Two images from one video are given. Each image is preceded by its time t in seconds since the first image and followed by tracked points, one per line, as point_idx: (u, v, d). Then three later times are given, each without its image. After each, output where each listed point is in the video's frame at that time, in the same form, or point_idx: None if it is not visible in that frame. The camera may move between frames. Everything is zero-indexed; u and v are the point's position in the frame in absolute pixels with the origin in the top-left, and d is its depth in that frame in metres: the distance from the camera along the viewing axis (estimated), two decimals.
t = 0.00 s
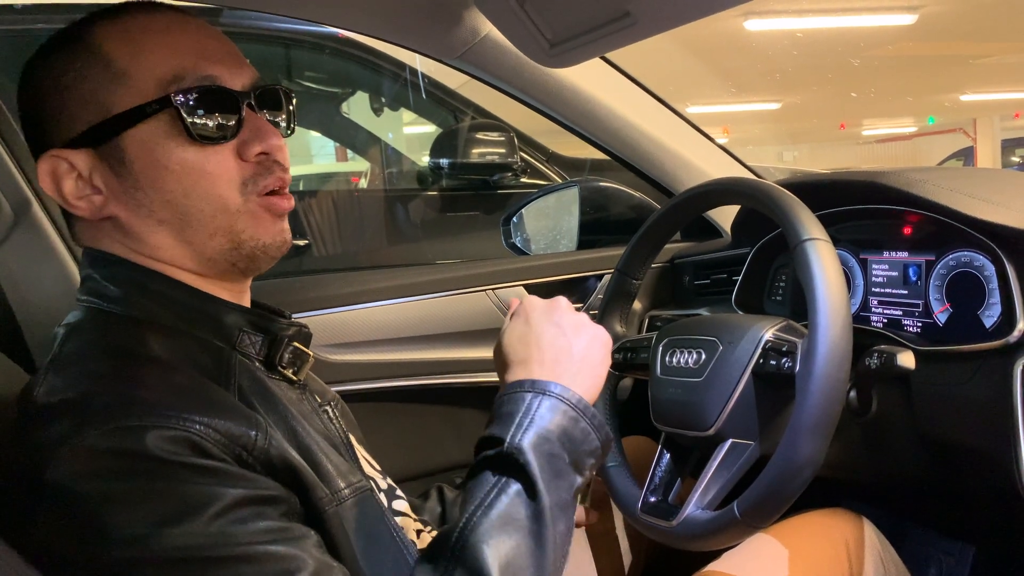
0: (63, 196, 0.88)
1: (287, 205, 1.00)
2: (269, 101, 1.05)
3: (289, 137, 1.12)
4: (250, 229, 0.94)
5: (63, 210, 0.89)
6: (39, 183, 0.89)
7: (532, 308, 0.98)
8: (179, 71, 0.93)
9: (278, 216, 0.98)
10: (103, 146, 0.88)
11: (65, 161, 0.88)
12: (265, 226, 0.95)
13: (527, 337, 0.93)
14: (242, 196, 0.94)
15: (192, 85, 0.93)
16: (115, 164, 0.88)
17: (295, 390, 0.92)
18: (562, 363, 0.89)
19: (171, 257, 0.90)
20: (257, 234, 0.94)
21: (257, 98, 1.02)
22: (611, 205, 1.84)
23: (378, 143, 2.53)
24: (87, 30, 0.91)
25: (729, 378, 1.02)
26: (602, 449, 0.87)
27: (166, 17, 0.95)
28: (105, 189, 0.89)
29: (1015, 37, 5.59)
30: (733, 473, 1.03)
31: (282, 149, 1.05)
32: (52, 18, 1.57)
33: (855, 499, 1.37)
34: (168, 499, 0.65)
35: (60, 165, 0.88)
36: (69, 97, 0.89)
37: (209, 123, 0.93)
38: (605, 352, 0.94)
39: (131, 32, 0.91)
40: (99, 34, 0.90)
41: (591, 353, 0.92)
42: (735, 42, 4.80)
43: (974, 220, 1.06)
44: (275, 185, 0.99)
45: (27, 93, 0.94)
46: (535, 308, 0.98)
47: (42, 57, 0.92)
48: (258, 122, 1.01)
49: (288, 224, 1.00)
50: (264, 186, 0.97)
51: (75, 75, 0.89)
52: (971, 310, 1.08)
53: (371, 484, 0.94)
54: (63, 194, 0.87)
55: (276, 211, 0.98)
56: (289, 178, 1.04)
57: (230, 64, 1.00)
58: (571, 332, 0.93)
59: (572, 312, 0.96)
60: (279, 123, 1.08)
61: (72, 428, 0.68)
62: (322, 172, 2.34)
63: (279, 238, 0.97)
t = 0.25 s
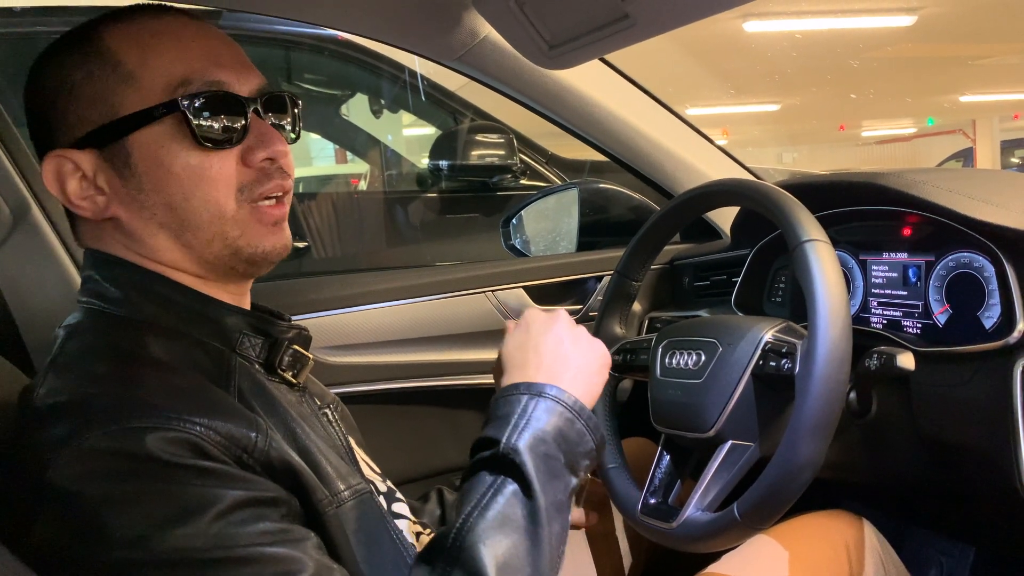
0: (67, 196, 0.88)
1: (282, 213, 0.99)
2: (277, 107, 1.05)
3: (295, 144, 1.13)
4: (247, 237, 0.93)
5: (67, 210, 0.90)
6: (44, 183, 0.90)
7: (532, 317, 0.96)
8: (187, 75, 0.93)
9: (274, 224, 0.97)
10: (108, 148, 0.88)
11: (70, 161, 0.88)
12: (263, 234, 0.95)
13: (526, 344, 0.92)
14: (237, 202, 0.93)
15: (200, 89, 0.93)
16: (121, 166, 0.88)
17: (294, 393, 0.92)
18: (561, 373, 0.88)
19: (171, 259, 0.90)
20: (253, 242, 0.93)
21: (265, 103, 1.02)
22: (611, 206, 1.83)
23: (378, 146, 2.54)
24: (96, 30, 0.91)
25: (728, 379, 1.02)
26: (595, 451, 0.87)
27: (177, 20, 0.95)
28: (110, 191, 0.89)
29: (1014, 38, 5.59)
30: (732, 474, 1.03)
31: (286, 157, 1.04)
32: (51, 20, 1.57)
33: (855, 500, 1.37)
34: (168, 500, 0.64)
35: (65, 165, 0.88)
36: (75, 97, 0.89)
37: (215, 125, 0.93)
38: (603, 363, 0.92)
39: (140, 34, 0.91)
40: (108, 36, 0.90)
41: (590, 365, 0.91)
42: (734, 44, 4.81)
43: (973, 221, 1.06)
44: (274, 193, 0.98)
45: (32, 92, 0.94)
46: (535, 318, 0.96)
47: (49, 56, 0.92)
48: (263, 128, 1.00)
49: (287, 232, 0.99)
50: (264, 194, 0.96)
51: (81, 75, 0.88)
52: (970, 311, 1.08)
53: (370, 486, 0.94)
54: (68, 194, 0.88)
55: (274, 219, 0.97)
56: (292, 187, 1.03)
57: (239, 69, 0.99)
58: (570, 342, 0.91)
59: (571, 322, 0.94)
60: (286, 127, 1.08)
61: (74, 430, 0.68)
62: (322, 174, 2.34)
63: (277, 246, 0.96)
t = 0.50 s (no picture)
0: (68, 196, 0.88)
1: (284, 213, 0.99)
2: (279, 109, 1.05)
3: (299, 146, 1.13)
4: (247, 239, 0.93)
5: (68, 209, 0.90)
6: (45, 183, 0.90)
7: (525, 318, 0.96)
8: (190, 76, 0.92)
9: (275, 225, 0.97)
10: (109, 148, 0.88)
11: (71, 161, 0.88)
12: (264, 236, 0.95)
13: (521, 345, 0.92)
14: (237, 206, 0.92)
15: (201, 91, 0.93)
16: (122, 167, 0.88)
17: (295, 394, 0.92)
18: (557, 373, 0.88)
19: (170, 261, 0.90)
20: (253, 244, 0.93)
21: (267, 106, 1.02)
22: (610, 207, 1.84)
23: (378, 146, 2.54)
24: (101, 31, 0.90)
25: (727, 379, 1.02)
26: (595, 454, 0.87)
27: (182, 21, 0.95)
28: (111, 192, 0.89)
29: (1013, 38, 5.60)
30: (733, 475, 1.03)
31: (288, 160, 1.04)
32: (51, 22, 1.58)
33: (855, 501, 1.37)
34: (169, 501, 0.64)
35: (66, 165, 0.89)
36: (78, 97, 0.89)
37: (219, 126, 0.92)
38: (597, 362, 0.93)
39: (144, 35, 0.90)
40: (112, 36, 0.90)
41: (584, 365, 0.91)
42: (733, 45, 4.81)
43: (973, 221, 1.06)
44: (274, 195, 0.98)
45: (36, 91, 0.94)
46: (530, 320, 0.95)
47: (53, 57, 0.92)
48: (266, 130, 1.01)
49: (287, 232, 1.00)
50: (263, 197, 0.96)
51: (85, 76, 0.89)
52: (970, 312, 1.08)
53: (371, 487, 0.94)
54: (69, 194, 0.88)
55: (274, 220, 0.97)
56: (291, 191, 1.03)
57: (243, 71, 0.99)
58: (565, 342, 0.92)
59: (564, 323, 0.95)
60: (290, 128, 1.09)
61: (75, 431, 0.68)
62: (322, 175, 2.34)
63: (278, 248, 0.96)
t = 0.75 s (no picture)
0: (64, 193, 0.88)
1: (278, 222, 0.98)
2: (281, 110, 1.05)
3: (299, 146, 1.12)
4: (238, 245, 0.92)
5: (64, 207, 0.90)
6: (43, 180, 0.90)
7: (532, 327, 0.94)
8: (187, 77, 0.92)
9: (269, 233, 0.95)
10: (105, 148, 0.88)
11: (68, 159, 0.89)
12: (256, 242, 0.93)
13: (525, 349, 0.91)
14: (227, 210, 0.91)
15: (198, 93, 0.92)
16: (115, 167, 0.88)
17: (290, 397, 0.92)
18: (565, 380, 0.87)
19: (162, 263, 0.89)
20: (243, 249, 0.92)
21: (268, 108, 1.01)
22: (609, 208, 1.84)
23: (377, 146, 2.54)
24: (100, 30, 0.90)
25: (726, 381, 1.02)
26: (593, 448, 0.88)
27: (182, 21, 0.94)
28: (105, 192, 0.89)
29: (1013, 39, 5.60)
30: (731, 476, 1.03)
31: (284, 165, 1.04)
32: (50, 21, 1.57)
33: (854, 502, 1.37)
34: (162, 503, 0.64)
35: (63, 164, 0.89)
36: (77, 97, 0.89)
37: (218, 126, 0.92)
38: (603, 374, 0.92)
39: (143, 34, 0.90)
40: (112, 36, 0.90)
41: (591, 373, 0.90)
42: (733, 45, 4.81)
43: (972, 222, 1.06)
44: (268, 202, 0.97)
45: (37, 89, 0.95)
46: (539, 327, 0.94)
47: (54, 55, 0.92)
48: (262, 135, 0.99)
49: (282, 240, 0.98)
50: (257, 203, 0.95)
51: (84, 74, 0.89)
52: (969, 312, 1.09)
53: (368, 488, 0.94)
54: (64, 192, 0.88)
55: (268, 227, 0.96)
56: (287, 198, 1.02)
57: (243, 73, 0.99)
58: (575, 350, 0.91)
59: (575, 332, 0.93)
60: (292, 128, 1.09)
61: (68, 432, 0.68)
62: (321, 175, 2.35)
63: (271, 254, 0.95)
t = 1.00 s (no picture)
0: (69, 190, 0.88)
1: (283, 221, 0.97)
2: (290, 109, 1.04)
3: (305, 147, 1.11)
4: (240, 243, 0.91)
5: (67, 204, 0.90)
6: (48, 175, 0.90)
7: (521, 322, 0.95)
8: (193, 78, 0.92)
9: (273, 231, 0.95)
10: (109, 146, 0.88)
11: (73, 156, 0.88)
12: (259, 242, 0.93)
13: (518, 345, 0.91)
14: (232, 210, 0.91)
15: (205, 94, 0.92)
16: (119, 165, 0.88)
17: (291, 397, 0.92)
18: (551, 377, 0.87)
19: (165, 263, 0.89)
20: (246, 248, 0.91)
21: (275, 110, 1.00)
22: (608, 209, 1.83)
23: (377, 146, 2.55)
24: (109, 29, 0.90)
25: (726, 381, 1.02)
26: (586, 450, 0.87)
27: (190, 22, 0.94)
28: (109, 189, 0.89)
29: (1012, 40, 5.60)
30: (730, 477, 1.03)
31: (290, 168, 1.02)
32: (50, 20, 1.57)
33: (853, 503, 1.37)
34: (164, 503, 0.64)
35: (69, 161, 0.88)
36: (83, 95, 0.89)
37: (226, 125, 0.92)
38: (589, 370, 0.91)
39: (150, 34, 0.90)
40: (121, 36, 0.89)
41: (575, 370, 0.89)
42: (733, 46, 4.81)
43: (971, 224, 1.06)
44: (273, 203, 0.96)
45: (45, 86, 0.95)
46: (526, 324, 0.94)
47: (62, 53, 0.93)
48: (268, 141, 0.98)
49: (286, 239, 0.98)
50: (263, 204, 0.94)
51: (91, 72, 0.89)
52: (968, 313, 1.09)
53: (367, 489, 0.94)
54: (69, 189, 0.88)
55: (271, 226, 0.95)
56: (292, 201, 1.01)
57: (251, 75, 0.98)
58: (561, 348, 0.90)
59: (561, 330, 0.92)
60: (302, 128, 1.08)
61: (72, 431, 0.67)
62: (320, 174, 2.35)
63: (274, 253, 0.94)
